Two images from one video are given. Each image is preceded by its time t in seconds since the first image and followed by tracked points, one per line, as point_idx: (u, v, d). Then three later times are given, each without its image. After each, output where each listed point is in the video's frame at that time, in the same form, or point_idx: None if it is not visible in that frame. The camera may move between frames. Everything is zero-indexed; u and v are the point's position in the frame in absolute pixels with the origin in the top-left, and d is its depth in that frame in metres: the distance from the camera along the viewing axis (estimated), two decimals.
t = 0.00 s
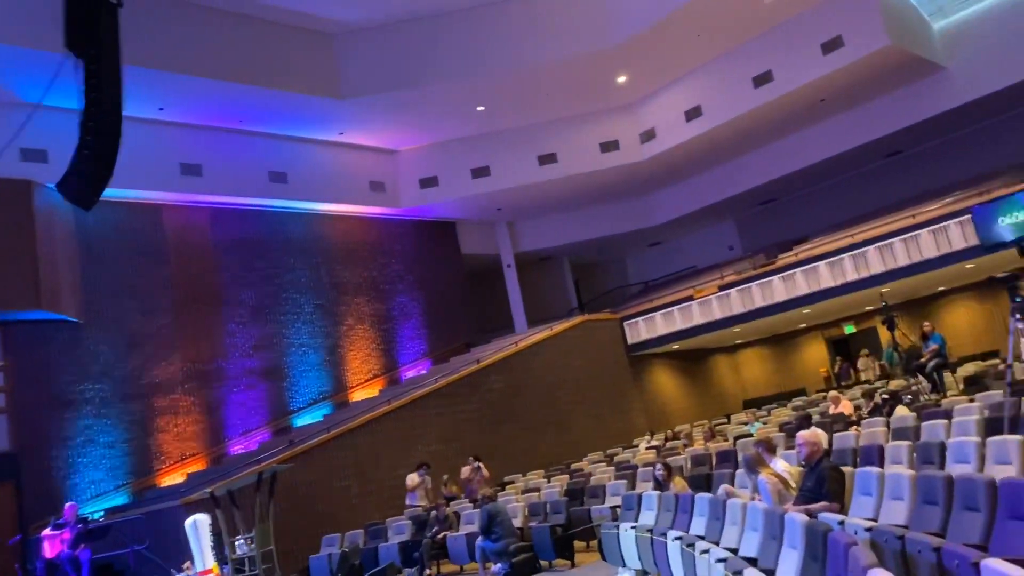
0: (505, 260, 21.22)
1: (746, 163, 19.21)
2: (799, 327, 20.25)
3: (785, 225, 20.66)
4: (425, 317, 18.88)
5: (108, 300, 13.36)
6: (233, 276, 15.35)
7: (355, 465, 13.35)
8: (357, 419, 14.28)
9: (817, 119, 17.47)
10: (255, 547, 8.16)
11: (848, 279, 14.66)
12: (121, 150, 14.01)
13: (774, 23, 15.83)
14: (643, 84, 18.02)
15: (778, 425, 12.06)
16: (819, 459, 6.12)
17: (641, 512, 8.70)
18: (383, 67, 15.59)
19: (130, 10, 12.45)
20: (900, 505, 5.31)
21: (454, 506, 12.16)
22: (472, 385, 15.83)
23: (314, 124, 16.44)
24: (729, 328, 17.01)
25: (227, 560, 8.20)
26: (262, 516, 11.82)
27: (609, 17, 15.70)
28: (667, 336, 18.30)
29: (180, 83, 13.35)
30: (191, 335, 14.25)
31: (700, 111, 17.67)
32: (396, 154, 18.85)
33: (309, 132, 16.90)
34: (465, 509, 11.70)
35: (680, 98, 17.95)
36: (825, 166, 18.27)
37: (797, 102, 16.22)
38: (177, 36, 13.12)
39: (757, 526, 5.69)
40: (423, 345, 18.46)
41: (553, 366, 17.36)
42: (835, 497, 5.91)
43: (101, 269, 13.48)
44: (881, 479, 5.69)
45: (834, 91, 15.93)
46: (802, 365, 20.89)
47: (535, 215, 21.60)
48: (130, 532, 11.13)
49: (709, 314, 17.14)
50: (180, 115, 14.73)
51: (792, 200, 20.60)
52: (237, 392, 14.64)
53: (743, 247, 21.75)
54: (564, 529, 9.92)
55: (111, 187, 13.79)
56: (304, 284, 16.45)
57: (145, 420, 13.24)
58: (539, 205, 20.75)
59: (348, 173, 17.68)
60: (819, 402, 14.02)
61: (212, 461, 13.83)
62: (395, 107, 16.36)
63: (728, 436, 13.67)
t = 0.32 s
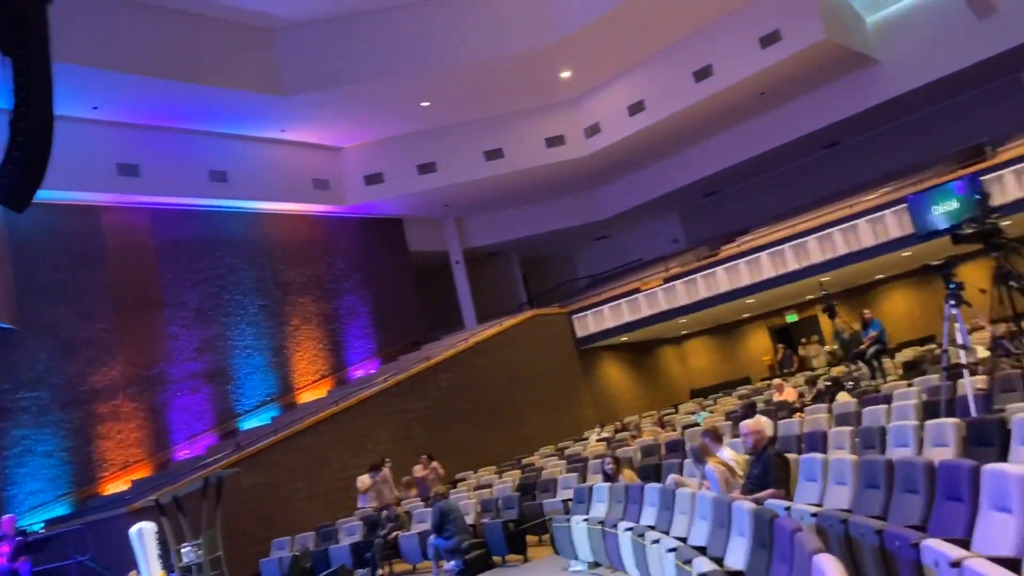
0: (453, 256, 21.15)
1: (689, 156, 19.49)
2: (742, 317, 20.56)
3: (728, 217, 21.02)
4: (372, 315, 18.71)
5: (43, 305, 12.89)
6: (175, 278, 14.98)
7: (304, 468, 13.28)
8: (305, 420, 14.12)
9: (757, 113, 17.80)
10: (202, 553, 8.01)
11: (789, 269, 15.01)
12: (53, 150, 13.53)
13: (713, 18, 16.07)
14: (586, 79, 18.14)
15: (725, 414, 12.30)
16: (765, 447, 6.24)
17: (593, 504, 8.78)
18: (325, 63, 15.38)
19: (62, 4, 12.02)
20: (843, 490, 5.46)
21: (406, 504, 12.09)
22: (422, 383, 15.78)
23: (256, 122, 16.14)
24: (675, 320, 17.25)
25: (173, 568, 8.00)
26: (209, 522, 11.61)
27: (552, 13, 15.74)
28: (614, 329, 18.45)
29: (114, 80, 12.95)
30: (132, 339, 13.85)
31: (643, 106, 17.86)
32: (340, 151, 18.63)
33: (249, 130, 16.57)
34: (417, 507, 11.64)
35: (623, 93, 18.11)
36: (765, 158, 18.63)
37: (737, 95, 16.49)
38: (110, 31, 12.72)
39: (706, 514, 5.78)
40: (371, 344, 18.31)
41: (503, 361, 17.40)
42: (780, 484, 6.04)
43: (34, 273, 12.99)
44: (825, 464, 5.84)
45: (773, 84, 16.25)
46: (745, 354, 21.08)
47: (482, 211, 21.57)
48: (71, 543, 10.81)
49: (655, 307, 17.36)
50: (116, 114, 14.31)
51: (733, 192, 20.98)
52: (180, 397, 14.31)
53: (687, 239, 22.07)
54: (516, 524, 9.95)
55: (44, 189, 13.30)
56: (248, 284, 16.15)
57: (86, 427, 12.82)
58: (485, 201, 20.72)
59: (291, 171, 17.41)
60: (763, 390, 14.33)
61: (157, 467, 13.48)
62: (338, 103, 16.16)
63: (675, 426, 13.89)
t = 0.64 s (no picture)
0: (400, 249, 21.01)
1: (633, 148, 19.67)
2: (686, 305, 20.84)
3: (671, 207, 21.29)
4: (318, 309, 18.47)
5: None
6: (113, 274, 14.55)
7: (251, 464, 13.11)
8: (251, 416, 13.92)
9: (700, 104, 18.05)
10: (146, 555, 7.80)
11: (731, 258, 15.30)
12: None
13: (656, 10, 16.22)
14: (531, 71, 18.16)
15: (671, 400, 12.51)
16: (709, 433, 6.35)
17: (542, 493, 8.85)
18: (266, 54, 15.10)
19: None
20: (785, 474, 5.60)
21: (356, 499, 12.00)
22: (370, 377, 15.69)
23: (196, 114, 15.76)
24: (621, 309, 17.45)
25: (117, 571, 7.78)
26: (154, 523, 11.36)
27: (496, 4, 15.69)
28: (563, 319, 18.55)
29: (44, 71, 12.50)
30: (69, 338, 13.41)
31: (588, 98, 17.96)
32: (283, 143, 18.31)
33: (188, 123, 16.14)
34: (367, 502, 11.56)
35: (568, 85, 18.18)
36: (708, 149, 18.90)
37: (679, 87, 16.69)
38: (38, 20, 12.24)
39: (654, 502, 5.87)
40: (317, 339, 18.13)
41: (452, 354, 17.37)
42: (724, 470, 6.15)
43: None
44: (768, 449, 5.98)
45: (714, 76, 16.48)
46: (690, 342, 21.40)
47: (428, 203, 21.44)
48: (9, 548, 10.46)
49: (602, 297, 17.51)
50: (48, 105, 13.83)
51: (677, 183, 21.25)
52: (121, 396, 13.91)
53: (633, 229, 22.28)
54: (467, 515, 9.95)
55: None
56: (191, 280, 15.79)
57: (22, 429, 12.38)
58: (432, 193, 20.60)
59: (233, 164, 17.05)
60: (708, 377, 14.60)
61: (99, 468, 13.08)
62: (280, 94, 15.87)
63: (623, 414, 14.05)
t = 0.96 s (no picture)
0: (353, 238, 20.72)
1: (587, 136, 19.70)
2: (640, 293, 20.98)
3: (625, 195, 21.39)
4: (269, 299, 18.15)
5: None
6: (57, 265, 14.08)
7: (201, 456, 12.87)
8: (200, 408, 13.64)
9: (653, 93, 18.14)
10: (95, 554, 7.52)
11: (684, 246, 15.45)
12: None
13: None
14: (484, 58, 18.05)
15: (625, 388, 12.60)
16: (662, 420, 6.38)
17: (498, 482, 8.83)
18: (212, 38, 14.72)
19: None
20: (736, 459, 5.66)
21: (310, 491, 11.83)
22: (324, 368, 15.49)
23: (140, 100, 15.29)
24: (576, 298, 17.49)
25: (63, 569, 7.54)
26: (101, 520, 11.08)
27: None
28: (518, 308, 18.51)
29: None
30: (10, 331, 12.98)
31: (542, 85, 17.91)
32: (232, 131, 17.89)
33: (134, 110, 15.65)
34: (321, 494, 11.40)
35: (521, 73, 18.10)
36: (660, 138, 19.01)
37: (633, 75, 16.74)
38: None
39: (608, 489, 5.88)
40: (269, 330, 17.93)
41: (407, 344, 17.23)
42: (678, 456, 6.18)
43: None
44: (719, 435, 6.04)
45: (667, 65, 16.57)
46: (644, 330, 21.58)
47: (381, 191, 21.18)
48: None
49: (557, 285, 17.51)
50: None
51: (631, 171, 21.35)
52: (66, 390, 13.46)
53: (587, 218, 22.33)
54: (423, 505, 9.89)
55: None
56: (138, 270, 15.36)
57: None
58: (385, 182, 20.34)
59: (181, 152, 16.62)
60: (662, 364, 14.74)
61: (44, 464, 12.67)
62: (228, 80, 15.49)
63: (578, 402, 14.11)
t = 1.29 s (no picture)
0: (304, 222, 20.40)
1: (542, 121, 19.68)
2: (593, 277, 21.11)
3: (579, 180, 21.44)
4: (218, 285, 17.80)
5: None
6: None
7: (150, 443, 12.62)
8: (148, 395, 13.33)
9: (606, 78, 18.17)
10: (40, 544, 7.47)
11: (638, 231, 15.55)
12: None
13: None
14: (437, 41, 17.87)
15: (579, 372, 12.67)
16: (615, 404, 6.43)
17: (453, 467, 8.83)
18: (156, 17, 14.27)
19: None
20: (687, 441, 5.74)
21: (262, 478, 11.67)
22: (276, 353, 15.27)
23: (82, 80, 14.77)
24: (530, 283, 17.49)
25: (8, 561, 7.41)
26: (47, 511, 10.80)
27: None
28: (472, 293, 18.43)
29: None
30: None
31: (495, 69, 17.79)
32: (179, 113, 17.41)
33: (76, 90, 15.10)
34: (273, 481, 11.26)
35: (475, 57, 17.96)
36: (614, 123, 19.08)
37: (586, 60, 16.74)
38: None
39: (562, 472, 5.92)
40: (220, 315, 17.51)
41: (360, 329, 17.07)
42: (631, 439, 6.24)
43: None
44: (671, 418, 6.12)
45: (620, 50, 16.60)
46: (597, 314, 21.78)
47: (333, 175, 20.86)
48: None
49: (512, 270, 17.47)
50: None
51: (584, 156, 21.39)
52: (9, 377, 13.00)
53: (541, 203, 22.33)
54: (377, 490, 9.83)
55: None
56: (83, 255, 14.93)
57: None
58: (336, 165, 20.02)
59: (125, 133, 16.12)
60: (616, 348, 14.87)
61: None
62: (174, 60, 15.06)
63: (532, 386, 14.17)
